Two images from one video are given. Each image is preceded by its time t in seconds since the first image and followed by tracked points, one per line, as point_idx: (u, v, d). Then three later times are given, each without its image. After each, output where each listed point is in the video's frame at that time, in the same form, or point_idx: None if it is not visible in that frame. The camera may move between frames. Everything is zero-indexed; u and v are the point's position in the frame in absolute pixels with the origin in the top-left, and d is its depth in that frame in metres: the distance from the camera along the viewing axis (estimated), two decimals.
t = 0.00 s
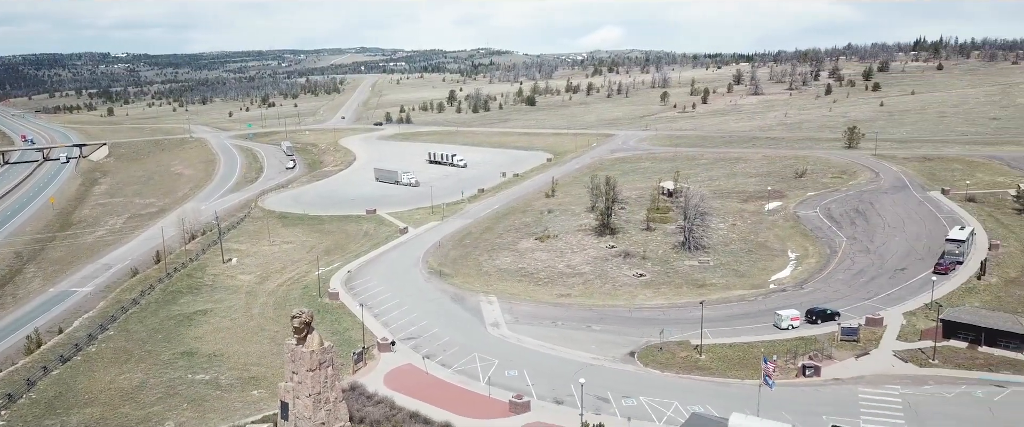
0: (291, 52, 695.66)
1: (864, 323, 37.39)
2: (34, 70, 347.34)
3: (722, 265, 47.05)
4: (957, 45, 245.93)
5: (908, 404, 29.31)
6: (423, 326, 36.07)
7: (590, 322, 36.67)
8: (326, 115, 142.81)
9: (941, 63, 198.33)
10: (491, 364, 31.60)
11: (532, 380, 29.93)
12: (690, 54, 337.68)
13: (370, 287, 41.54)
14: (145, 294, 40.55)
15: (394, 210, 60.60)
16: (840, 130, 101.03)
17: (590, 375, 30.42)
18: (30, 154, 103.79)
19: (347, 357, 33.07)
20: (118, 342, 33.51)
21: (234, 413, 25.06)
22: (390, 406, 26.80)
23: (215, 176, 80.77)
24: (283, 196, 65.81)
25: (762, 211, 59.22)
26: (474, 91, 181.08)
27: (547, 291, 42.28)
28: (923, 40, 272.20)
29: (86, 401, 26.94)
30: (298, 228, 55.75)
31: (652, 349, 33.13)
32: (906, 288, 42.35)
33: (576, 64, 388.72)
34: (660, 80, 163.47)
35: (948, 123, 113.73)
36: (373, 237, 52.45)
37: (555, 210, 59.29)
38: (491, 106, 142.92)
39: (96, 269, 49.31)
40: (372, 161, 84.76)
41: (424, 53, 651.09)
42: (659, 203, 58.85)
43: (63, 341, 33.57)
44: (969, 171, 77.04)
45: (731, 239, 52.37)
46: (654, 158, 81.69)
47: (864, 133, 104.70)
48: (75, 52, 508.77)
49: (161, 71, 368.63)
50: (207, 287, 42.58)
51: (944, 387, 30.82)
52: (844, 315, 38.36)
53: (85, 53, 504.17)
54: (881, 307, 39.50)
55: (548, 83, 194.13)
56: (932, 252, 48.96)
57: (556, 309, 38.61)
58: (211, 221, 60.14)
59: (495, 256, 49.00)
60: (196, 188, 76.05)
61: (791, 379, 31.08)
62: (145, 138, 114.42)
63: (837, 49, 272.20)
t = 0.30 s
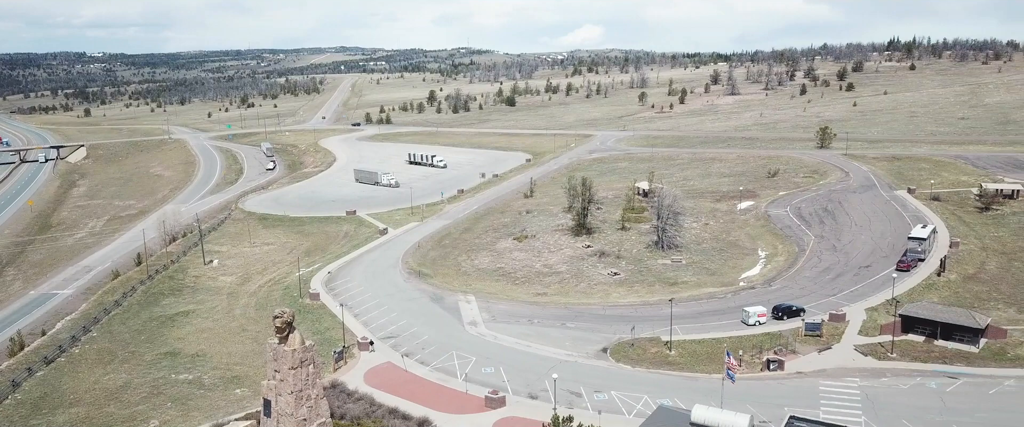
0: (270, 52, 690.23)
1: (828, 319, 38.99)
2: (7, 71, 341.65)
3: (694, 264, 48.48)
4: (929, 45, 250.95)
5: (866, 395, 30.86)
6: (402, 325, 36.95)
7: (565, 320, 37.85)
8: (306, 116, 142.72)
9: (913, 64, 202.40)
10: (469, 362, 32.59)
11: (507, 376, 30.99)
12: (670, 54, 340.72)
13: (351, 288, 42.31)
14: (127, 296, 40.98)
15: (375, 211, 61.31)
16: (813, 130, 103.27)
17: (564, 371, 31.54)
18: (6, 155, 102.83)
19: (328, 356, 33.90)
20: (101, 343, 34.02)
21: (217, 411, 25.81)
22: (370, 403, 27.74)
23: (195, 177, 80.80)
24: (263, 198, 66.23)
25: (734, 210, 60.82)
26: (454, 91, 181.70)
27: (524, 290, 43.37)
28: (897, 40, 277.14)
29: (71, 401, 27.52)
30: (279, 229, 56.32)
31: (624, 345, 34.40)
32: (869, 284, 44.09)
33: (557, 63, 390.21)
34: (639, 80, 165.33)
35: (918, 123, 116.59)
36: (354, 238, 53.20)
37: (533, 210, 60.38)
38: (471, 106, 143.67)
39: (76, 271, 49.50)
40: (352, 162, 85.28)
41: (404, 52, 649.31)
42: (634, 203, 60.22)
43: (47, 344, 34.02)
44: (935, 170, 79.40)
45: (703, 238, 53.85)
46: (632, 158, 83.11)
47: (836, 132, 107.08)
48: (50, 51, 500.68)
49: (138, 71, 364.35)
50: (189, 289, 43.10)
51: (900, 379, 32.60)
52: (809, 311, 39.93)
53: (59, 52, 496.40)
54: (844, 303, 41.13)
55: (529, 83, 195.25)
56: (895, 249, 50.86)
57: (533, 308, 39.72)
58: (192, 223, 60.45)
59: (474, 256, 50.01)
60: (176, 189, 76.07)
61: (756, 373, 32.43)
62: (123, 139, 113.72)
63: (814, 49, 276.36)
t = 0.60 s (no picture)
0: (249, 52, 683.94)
1: (794, 315, 40.54)
2: None
3: (668, 263, 49.83)
4: (902, 46, 255.95)
5: (827, 388, 32.39)
6: (381, 325, 37.81)
7: (541, 319, 38.96)
8: (286, 116, 142.43)
9: (886, 64, 206.21)
10: (446, 360, 33.55)
11: (484, 373, 32.01)
12: (651, 54, 343.48)
13: (331, 289, 43.07)
14: (109, 299, 41.38)
15: (355, 213, 61.99)
16: (787, 131, 105.33)
17: (539, 368, 32.64)
18: None
19: (309, 356, 34.67)
20: (85, 345, 34.53)
21: (201, 411, 26.54)
22: (351, 400, 28.63)
23: (175, 179, 80.79)
24: (244, 200, 66.55)
25: (707, 211, 62.32)
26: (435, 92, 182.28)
27: (501, 290, 44.39)
28: (871, 41, 281.86)
29: (55, 402, 28.09)
30: (260, 231, 56.82)
31: (597, 343, 35.62)
32: (835, 282, 45.75)
33: (538, 62, 391.85)
34: (618, 80, 166.96)
35: (889, 124, 119.31)
36: (334, 240, 53.88)
37: (512, 211, 61.45)
38: (452, 106, 144.43)
39: (57, 274, 49.68)
40: (332, 163, 85.71)
41: (385, 52, 646.93)
42: (610, 204, 61.51)
43: (30, 346, 34.48)
44: (903, 170, 81.67)
45: (677, 238, 55.22)
46: (609, 159, 84.41)
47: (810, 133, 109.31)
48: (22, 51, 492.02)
49: (114, 71, 359.63)
50: (171, 291, 43.56)
51: (860, 372, 34.30)
52: (776, 309, 41.44)
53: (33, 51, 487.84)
54: (809, 300, 42.68)
55: (509, 83, 196.34)
56: (861, 247, 52.65)
57: (510, 307, 40.76)
58: (172, 226, 60.70)
59: (453, 256, 50.89)
60: (156, 191, 76.05)
61: (724, 368, 33.75)
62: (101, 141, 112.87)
63: (790, 50, 280.22)
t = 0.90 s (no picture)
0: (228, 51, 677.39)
1: (763, 313, 42.06)
2: None
3: (642, 263, 51.17)
4: (877, 46, 260.20)
5: (791, 381, 33.87)
6: (362, 325, 38.66)
7: (519, 318, 40.04)
8: (267, 117, 142.13)
9: (861, 65, 209.73)
10: (426, 358, 34.52)
11: (463, 371, 33.04)
12: (631, 54, 345.99)
13: (312, 290, 43.80)
14: (92, 301, 41.81)
15: (336, 214, 62.67)
16: (762, 131, 107.27)
17: (516, 365, 33.71)
18: None
19: (291, 355, 35.45)
20: (68, 347, 35.05)
21: (185, 410, 27.30)
22: (332, 398, 29.53)
23: (155, 181, 80.77)
24: (225, 202, 66.91)
25: (682, 211, 63.83)
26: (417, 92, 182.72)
27: (480, 290, 45.38)
28: (847, 42, 286.26)
29: (41, 402, 28.69)
30: (241, 233, 57.32)
31: (572, 340, 36.80)
32: (803, 280, 47.37)
33: (520, 62, 392.96)
34: (598, 81, 168.44)
35: (862, 124, 121.82)
36: (315, 241, 54.54)
37: (492, 212, 62.46)
38: (433, 107, 145.02)
39: (38, 277, 49.90)
40: (313, 164, 86.15)
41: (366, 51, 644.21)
42: (588, 204, 62.78)
43: (14, 349, 34.95)
44: (873, 170, 83.80)
45: (652, 238, 56.61)
46: (588, 160, 85.70)
47: (785, 133, 111.39)
48: None
49: (91, 71, 355.05)
50: (153, 293, 44.02)
51: (823, 367, 35.85)
52: (745, 306, 42.92)
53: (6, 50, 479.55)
54: (778, 298, 44.23)
55: (491, 84, 197.05)
56: (829, 246, 54.43)
57: (488, 307, 41.79)
58: (154, 228, 60.96)
59: (433, 257, 51.78)
60: (136, 193, 76.03)
61: (694, 364, 35.10)
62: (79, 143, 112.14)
63: (768, 51, 283.88)
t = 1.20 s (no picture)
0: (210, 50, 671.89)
1: (735, 311, 43.48)
2: None
3: (620, 262, 52.45)
4: (856, 48, 264.06)
5: (760, 377, 35.27)
6: (345, 326, 39.50)
7: (499, 317, 41.10)
8: (249, 118, 141.92)
9: (840, 66, 213.06)
10: (408, 357, 35.46)
11: (443, 369, 34.03)
12: (614, 55, 348.41)
13: (296, 291, 44.54)
14: (77, 304, 42.28)
15: (320, 216, 63.37)
16: (740, 131, 109.11)
17: (495, 363, 34.75)
18: None
19: (275, 355, 36.24)
20: (55, 348, 35.58)
21: (172, 409, 28.04)
22: (316, 396, 30.42)
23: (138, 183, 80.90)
24: (208, 204, 67.30)
25: (660, 212, 65.24)
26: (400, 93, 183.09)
27: (461, 290, 46.37)
28: (827, 43, 290.44)
29: (29, 403, 29.29)
30: (225, 235, 57.84)
31: (550, 339, 37.92)
32: (775, 278, 48.89)
33: (503, 62, 393.81)
34: (581, 82, 169.89)
35: (838, 125, 124.13)
36: (299, 243, 55.21)
37: (473, 213, 63.48)
38: (416, 108, 145.60)
39: (22, 280, 50.17)
40: (296, 166, 86.64)
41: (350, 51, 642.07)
42: (568, 206, 64.01)
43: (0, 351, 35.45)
44: (847, 170, 85.78)
45: (630, 239, 57.94)
46: (569, 161, 86.94)
47: (763, 134, 113.37)
48: None
49: (70, 71, 351.13)
50: (138, 295, 44.53)
51: (792, 362, 37.32)
52: (718, 305, 44.32)
53: None
54: (750, 297, 45.72)
55: (474, 84, 197.84)
56: (801, 246, 56.09)
57: (469, 307, 42.79)
58: (138, 230, 61.27)
59: (416, 258, 52.68)
60: (119, 196, 76.11)
61: (667, 360, 36.41)
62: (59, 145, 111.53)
63: (749, 52, 287.28)
